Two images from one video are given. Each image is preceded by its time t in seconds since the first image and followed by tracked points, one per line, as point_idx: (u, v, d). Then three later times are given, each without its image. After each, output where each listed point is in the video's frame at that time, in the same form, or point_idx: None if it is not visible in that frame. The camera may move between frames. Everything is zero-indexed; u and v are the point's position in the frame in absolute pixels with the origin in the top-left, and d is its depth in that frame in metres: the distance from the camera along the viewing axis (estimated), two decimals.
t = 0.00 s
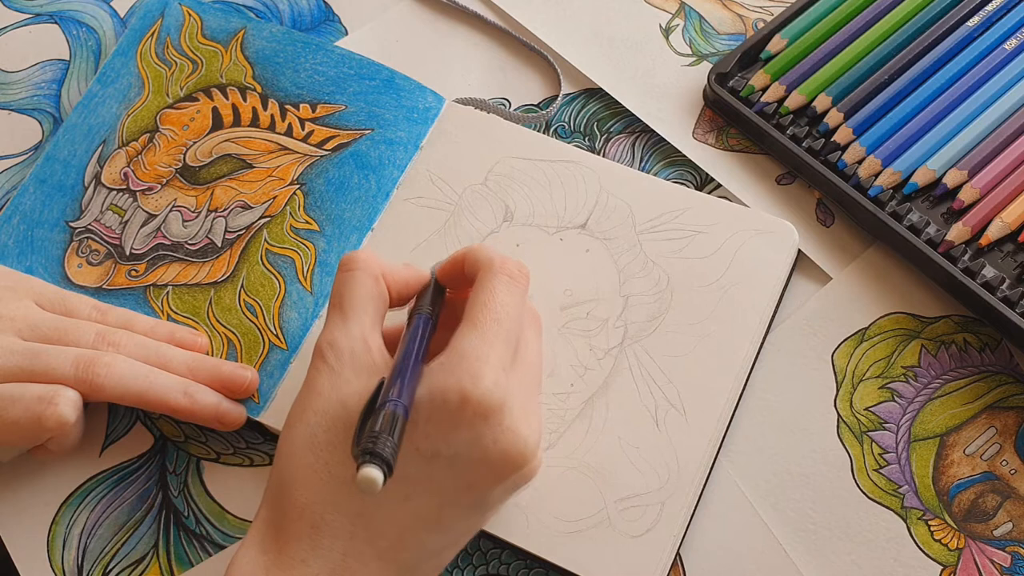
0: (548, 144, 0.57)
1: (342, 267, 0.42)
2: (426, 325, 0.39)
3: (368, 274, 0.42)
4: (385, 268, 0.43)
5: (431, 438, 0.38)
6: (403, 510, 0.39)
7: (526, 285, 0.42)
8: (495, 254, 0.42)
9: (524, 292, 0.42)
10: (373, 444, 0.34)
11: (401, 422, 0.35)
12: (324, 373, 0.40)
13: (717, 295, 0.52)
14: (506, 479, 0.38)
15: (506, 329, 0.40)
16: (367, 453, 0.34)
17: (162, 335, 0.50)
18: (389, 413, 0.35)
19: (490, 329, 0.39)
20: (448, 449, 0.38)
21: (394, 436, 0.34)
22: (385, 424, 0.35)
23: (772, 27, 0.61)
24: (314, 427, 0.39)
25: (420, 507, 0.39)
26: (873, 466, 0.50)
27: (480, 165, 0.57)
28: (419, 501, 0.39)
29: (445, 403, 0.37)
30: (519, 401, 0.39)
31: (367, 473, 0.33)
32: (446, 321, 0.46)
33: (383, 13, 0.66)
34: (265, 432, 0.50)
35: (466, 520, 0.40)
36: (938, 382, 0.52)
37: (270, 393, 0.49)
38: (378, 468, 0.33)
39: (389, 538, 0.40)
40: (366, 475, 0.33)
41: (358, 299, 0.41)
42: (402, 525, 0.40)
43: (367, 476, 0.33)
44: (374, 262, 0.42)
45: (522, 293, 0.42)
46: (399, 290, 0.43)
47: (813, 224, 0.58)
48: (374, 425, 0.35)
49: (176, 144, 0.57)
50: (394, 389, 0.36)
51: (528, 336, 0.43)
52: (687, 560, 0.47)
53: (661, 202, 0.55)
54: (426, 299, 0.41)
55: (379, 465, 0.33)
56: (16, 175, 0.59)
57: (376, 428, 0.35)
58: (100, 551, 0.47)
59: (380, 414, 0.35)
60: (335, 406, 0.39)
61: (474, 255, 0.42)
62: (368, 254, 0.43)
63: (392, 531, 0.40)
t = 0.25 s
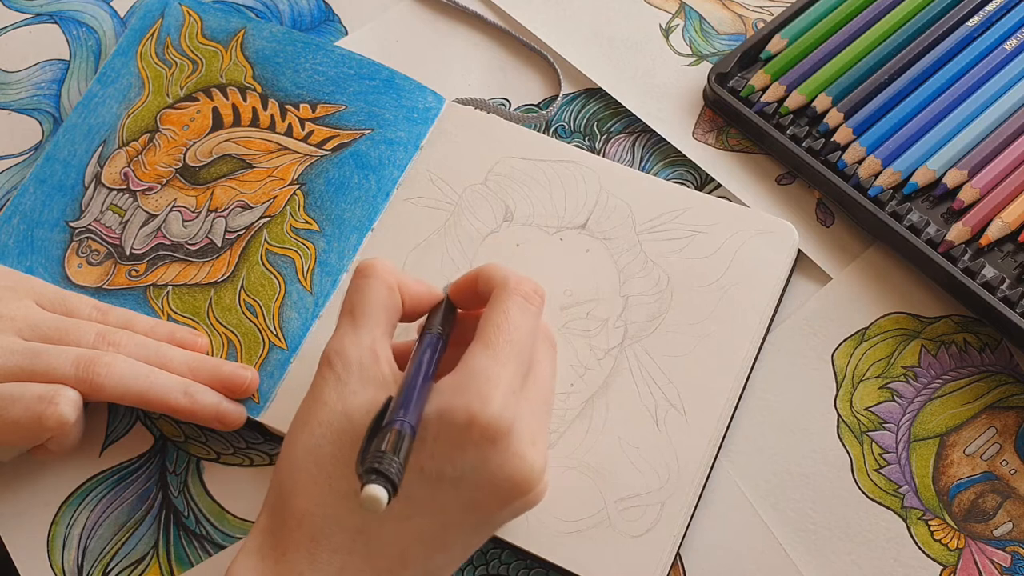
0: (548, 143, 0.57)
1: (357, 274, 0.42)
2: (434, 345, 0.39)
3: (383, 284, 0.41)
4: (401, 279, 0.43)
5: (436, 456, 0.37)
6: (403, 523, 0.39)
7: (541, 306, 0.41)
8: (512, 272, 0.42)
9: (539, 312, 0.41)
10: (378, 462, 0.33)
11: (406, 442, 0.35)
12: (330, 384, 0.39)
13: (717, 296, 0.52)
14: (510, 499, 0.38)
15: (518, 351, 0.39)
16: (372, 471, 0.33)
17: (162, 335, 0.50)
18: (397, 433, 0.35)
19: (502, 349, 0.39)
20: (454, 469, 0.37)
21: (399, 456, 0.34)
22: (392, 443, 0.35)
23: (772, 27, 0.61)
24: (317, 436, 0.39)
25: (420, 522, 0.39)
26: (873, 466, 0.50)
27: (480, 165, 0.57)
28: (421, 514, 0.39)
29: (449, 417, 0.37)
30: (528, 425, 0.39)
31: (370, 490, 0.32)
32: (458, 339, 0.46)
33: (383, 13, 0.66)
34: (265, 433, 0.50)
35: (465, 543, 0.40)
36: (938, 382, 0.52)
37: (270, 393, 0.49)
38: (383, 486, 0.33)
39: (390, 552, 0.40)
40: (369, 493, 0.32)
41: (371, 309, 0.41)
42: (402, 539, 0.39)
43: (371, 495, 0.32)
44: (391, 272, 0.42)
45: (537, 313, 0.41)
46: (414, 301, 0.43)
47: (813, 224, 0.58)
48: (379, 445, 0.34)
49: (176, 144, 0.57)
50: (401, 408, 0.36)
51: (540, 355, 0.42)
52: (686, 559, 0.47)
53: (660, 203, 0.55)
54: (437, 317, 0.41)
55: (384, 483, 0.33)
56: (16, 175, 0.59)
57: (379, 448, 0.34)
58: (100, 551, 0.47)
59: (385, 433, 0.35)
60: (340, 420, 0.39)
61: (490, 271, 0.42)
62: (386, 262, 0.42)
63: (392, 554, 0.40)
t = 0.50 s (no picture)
0: (548, 143, 0.57)
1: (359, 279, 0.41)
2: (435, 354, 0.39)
3: (386, 290, 0.40)
4: (404, 283, 0.42)
5: (435, 467, 0.38)
6: (402, 525, 0.39)
7: (544, 314, 0.41)
8: (515, 279, 0.41)
9: (542, 320, 0.41)
10: (380, 478, 0.33)
11: (409, 455, 0.35)
12: (330, 389, 0.39)
13: (717, 295, 0.52)
14: (509, 504, 0.38)
15: (519, 361, 0.39)
16: (374, 487, 0.33)
17: (162, 335, 0.50)
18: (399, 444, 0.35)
19: (504, 358, 0.39)
20: (453, 479, 0.38)
21: (402, 469, 0.34)
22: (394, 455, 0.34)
23: (772, 27, 0.61)
24: (316, 440, 0.39)
25: (419, 525, 0.39)
26: (873, 466, 0.50)
27: (480, 164, 0.57)
28: (420, 517, 0.39)
29: (449, 420, 0.37)
30: (527, 435, 0.39)
31: (372, 508, 0.32)
32: (459, 344, 0.46)
33: (383, 13, 0.66)
34: (265, 433, 0.50)
35: (464, 549, 0.40)
36: (938, 382, 0.52)
37: (270, 393, 0.49)
38: (385, 502, 0.33)
39: (389, 555, 0.40)
40: (371, 511, 0.32)
41: (373, 314, 0.40)
42: (402, 541, 0.39)
43: (372, 513, 0.32)
44: (394, 277, 0.41)
45: (540, 322, 0.41)
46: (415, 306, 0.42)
47: (813, 224, 0.58)
48: (381, 458, 0.34)
49: (176, 144, 0.57)
50: (404, 418, 0.36)
51: (541, 362, 0.43)
52: (686, 559, 0.47)
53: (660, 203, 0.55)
54: (438, 323, 0.41)
55: (386, 500, 0.33)
56: (16, 175, 0.59)
57: (381, 460, 0.34)
58: (100, 551, 0.47)
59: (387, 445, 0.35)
60: (339, 425, 0.39)
61: (493, 279, 0.42)
62: (389, 266, 0.41)
63: (392, 559, 0.40)
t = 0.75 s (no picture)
0: (548, 144, 0.57)
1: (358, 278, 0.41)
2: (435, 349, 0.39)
3: (385, 289, 0.40)
4: (403, 282, 0.42)
5: (433, 462, 0.38)
6: (401, 522, 0.39)
7: (542, 311, 0.41)
8: (512, 277, 0.41)
9: (539, 318, 0.41)
10: (375, 470, 0.33)
11: (405, 449, 0.35)
12: (330, 388, 0.39)
13: (717, 295, 0.52)
14: (506, 499, 0.38)
15: (516, 357, 0.39)
16: (369, 478, 0.33)
17: (162, 335, 0.50)
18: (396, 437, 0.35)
19: (500, 354, 0.39)
20: (450, 475, 0.38)
21: (398, 462, 0.34)
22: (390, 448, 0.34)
23: (772, 27, 0.61)
24: (316, 439, 0.39)
25: (417, 520, 0.39)
26: (873, 466, 0.50)
27: (480, 165, 0.57)
28: (421, 517, 0.39)
29: (448, 419, 0.37)
30: (524, 431, 0.39)
31: (366, 499, 0.33)
32: (458, 342, 0.45)
33: (383, 13, 0.66)
34: (265, 433, 0.50)
35: (463, 546, 0.40)
36: (938, 382, 0.52)
37: (270, 393, 0.49)
38: (379, 494, 0.33)
39: (389, 554, 0.40)
40: (365, 502, 0.32)
41: (373, 314, 0.40)
42: (400, 539, 0.39)
43: (367, 503, 0.32)
44: (393, 276, 0.41)
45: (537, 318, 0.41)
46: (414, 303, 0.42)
47: (813, 224, 0.58)
48: (377, 451, 0.34)
49: (176, 144, 0.57)
50: (401, 412, 0.36)
51: (539, 360, 0.43)
52: (686, 560, 0.47)
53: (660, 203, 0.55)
54: (438, 321, 0.41)
55: (381, 491, 0.33)
56: (16, 175, 0.59)
57: (377, 453, 0.34)
58: (100, 551, 0.47)
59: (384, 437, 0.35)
60: (338, 422, 0.39)
61: (491, 277, 0.42)
62: (388, 266, 0.41)
63: (391, 556, 0.40)
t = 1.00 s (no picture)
0: (548, 144, 0.57)
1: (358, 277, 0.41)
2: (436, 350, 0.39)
3: (386, 289, 0.40)
4: (403, 283, 0.42)
5: (435, 460, 0.37)
6: (401, 522, 0.39)
7: (542, 311, 0.41)
8: (512, 277, 0.42)
9: (540, 318, 0.41)
10: (380, 469, 0.33)
11: (407, 448, 0.35)
12: (330, 388, 0.39)
13: (717, 295, 0.52)
14: (508, 499, 0.38)
15: (518, 356, 0.39)
16: (373, 478, 0.33)
17: (162, 335, 0.50)
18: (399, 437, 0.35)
19: (502, 353, 0.39)
20: (450, 474, 0.38)
21: (401, 462, 0.34)
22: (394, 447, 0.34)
23: (772, 27, 0.61)
24: (316, 438, 0.39)
25: (419, 519, 0.39)
26: (873, 466, 0.50)
27: (480, 165, 0.57)
28: (420, 517, 0.39)
29: (448, 418, 0.37)
30: (524, 427, 0.39)
31: (371, 497, 0.32)
32: (459, 342, 0.46)
33: (383, 13, 0.66)
34: (265, 432, 0.50)
35: (464, 547, 0.40)
36: (938, 382, 0.52)
37: (270, 393, 0.49)
38: (384, 493, 0.33)
39: (389, 554, 0.40)
40: (370, 500, 0.32)
41: (372, 314, 0.40)
42: (400, 538, 0.39)
43: (371, 502, 0.32)
44: (394, 276, 0.41)
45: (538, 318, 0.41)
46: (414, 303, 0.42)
47: (813, 224, 0.58)
48: (381, 451, 0.34)
49: (176, 144, 0.57)
50: (404, 412, 0.36)
51: (540, 361, 0.43)
52: (686, 560, 0.47)
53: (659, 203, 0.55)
54: (439, 321, 0.41)
55: (386, 490, 0.33)
56: (16, 175, 0.59)
57: (380, 453, 0.34)
58: (100, 552, 0.47)
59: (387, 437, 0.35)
60: (338, 422, 0.39)
61: (491, 277, 0.42)
62: (389, 265, 0.41)
63: (391, 553, 0.40)
